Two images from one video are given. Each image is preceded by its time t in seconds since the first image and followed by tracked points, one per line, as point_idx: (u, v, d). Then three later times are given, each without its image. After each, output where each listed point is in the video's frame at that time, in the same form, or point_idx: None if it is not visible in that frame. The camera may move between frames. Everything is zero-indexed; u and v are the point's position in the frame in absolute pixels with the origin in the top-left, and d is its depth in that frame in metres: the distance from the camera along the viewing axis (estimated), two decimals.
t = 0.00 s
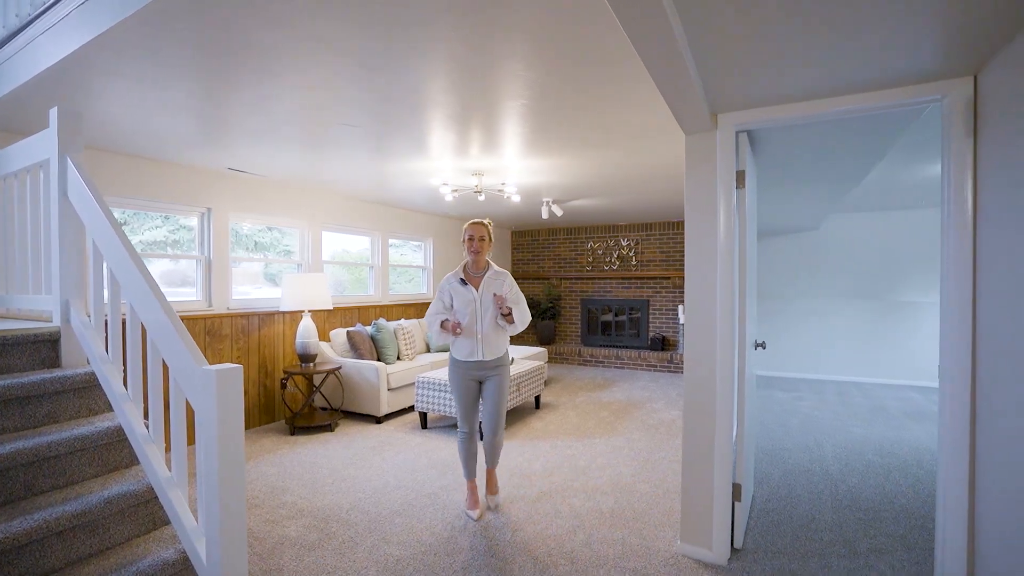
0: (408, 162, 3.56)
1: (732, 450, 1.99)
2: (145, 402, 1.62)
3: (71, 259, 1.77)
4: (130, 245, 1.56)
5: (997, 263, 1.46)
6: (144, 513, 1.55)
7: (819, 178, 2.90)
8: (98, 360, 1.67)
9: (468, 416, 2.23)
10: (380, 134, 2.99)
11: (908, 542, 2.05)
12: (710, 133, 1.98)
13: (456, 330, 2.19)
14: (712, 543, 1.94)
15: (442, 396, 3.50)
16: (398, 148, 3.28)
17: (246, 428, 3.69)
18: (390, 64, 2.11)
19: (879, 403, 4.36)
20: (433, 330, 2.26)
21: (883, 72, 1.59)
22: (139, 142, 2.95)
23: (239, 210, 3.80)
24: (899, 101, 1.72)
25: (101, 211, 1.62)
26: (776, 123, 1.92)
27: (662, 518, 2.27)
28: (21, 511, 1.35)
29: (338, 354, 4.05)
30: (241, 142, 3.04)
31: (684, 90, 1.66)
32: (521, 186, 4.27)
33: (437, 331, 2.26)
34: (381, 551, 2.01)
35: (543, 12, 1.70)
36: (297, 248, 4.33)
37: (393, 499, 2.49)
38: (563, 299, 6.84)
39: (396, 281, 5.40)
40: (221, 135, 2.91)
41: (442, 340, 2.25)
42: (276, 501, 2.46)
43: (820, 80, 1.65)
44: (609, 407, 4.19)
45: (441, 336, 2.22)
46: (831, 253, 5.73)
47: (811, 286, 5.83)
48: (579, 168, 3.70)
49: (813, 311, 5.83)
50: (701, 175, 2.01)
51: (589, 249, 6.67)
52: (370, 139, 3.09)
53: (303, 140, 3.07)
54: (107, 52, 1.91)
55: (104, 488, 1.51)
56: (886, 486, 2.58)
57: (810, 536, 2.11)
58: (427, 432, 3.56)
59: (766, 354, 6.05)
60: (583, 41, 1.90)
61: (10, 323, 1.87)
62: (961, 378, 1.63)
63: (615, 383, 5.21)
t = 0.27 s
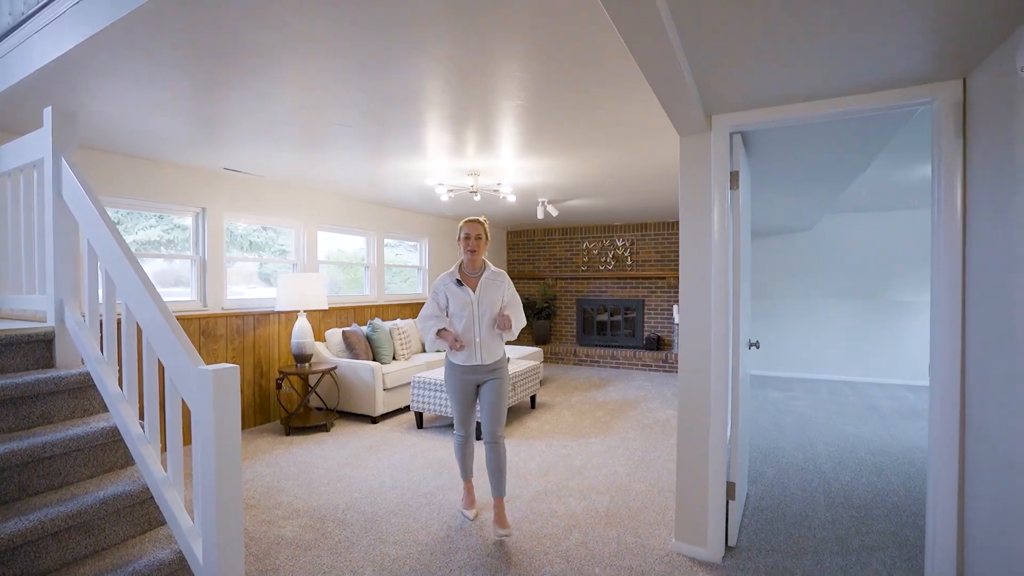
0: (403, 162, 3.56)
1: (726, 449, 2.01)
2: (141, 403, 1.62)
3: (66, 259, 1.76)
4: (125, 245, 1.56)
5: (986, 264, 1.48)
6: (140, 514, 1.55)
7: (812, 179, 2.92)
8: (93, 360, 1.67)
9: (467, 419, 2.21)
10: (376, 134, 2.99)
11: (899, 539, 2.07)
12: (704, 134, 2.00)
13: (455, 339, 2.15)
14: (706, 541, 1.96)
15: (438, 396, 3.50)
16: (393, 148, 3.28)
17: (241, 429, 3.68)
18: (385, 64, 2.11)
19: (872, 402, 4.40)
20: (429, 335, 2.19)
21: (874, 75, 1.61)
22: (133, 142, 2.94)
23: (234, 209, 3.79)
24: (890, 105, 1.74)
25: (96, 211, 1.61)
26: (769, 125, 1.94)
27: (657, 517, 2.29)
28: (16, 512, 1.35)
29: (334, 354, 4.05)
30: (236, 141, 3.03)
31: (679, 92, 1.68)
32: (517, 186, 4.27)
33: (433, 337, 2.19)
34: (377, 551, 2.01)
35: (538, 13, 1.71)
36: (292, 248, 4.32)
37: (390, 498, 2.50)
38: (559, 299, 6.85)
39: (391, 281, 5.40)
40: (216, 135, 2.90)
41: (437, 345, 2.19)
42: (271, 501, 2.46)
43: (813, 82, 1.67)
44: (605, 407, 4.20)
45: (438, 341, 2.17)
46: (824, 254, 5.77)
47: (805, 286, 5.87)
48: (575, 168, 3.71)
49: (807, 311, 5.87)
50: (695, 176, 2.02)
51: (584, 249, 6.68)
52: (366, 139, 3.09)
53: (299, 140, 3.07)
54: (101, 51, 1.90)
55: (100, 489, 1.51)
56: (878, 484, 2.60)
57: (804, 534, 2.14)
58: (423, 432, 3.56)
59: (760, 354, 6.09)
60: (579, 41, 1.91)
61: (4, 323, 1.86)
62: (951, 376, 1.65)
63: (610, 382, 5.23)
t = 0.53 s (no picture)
0: (398, 163, 3.55)
1: (720, 448, 2.02)
2: (135, 404, 1.62)
3: (58, 260, 1.75)
4: (118, 246, 1.55)
5: (975, 264, 1.50)
6: (134, 516, 1.55)
7: (805, 181, 2.95)
8: (86, 362, 1.66)
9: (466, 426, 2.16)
10: (371, 134, 2.99)
11: (890, 536, 2.10)
12: (698, 136, 2.02)
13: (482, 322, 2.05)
14: (700, 539, 1.98)
15: (433, 397, 3.50)
16: (388, 149, 3.27)
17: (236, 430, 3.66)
18: (380, 64, 2.11)
19: (864, 401, 4.44)
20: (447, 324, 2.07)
21: (865, 78, 1.63)
22: (125, 141, 2.92)
23: (228, 209, 3.77)
24: (881, 107, 1.76)
25: (89, 212, 1.61)
26: (762, 127, 1.96)
27: (651, 516, 2.31)
28: (8, 514, 1.34)
29: (329, 354, 4.04)
30: (230, 141, 3.02)
31: (672, 94, 1.69)
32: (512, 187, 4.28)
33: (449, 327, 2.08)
34: (373, 551, 2.02)
35: (534, 14, 1.72)
36: (286, 249, 4.31)
37: (385, 499, 2.50)
38: (554, 299, 6.87)
39: (386, 281, 5.39)
40: (210, 135, 2.88)
41: (449, 339, 2.08)
42: (266, 502, 2.45)
43: (805, 85, 1.69)
44: (599, 407, 4.22)
45: (454, 332, 2.07)
46: (817, 254, 5.81)
47: (798, 286, 5.92)
48: (570, 169, 3.73)
49: (800, 310, 5.91)
50: (689, 177, 2.04)
51: (579, 250, 6.70)
52: (361, 139, 3.09)
53: (294, 140, 3.06)
54: (94, 51, 1.89)
55: (94, 491, 1.50)
56: (869, 483, 2.63)
57: (796, 532, 2.16)
58: (418, 432, 3.56)
59: (754, 353, 6.13)
60: (574, 43, 1.92)
61: None
62: (940, 375, 1.68)
63: (605, 382, 5.25)
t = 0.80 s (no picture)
0: (394, 163, 3.55)
1: (714, 448, 2.04)
2: (129, 405, 1.61)
3: (50, 260, 1.74)
4: (112, 246, 1.54)
5: (965, 266, 1.52)
6: (128, 517, 1.54)
7: (798, 182, 2.97)
8: (79, 363, 1.65)
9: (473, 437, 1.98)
10: (367, 134, 2.99)
11: (881, 534, 2.13)
12: (692, 137, 2.03)
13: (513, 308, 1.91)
14: (694, 538, 1.99)
15: (428, 397, 3.50)
16: (383, 149, 3.27)
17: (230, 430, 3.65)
18: (375, 64, 2.11)
19: (856, 400, 4.48)
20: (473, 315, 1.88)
21: (857, 80, 1.65)
22: (118, 141, 2.90)
23: (222, 209, 3.75)
24: (872, 110, 1.78)
25: (82, 212, 1.60)
26: (755, 129, 1.98)
27: (646, 515, 2.32)
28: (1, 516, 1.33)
29: (323, 355, 4.02)
30: (224, 141, 3.01)
31: (667, 95, 1.70)
32: (507, 187, 4.29)
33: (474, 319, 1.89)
34: (369, 552, 2.02)
35: (529, 15, 1.73)
36: (281, 249, 4.30)
37: (381, 499, 2.50)
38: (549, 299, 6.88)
39: (381, 281, 5.38)
40: (204, 134, 2.87)
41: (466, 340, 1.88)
42: (261, 503, 2.45)
43: (796, 88, 1.71)
44: (595, 406, 4.23)
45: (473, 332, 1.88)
46: (810, 254, 5.85)
47: (791, 286, 5.96)
48: (565, 169, 3.74)
49: (793, 310, 5.95)
50: (684, 177, 2.04)
51: (574, 250, 6.71)
52: (356, 140, 3.08)
53: (288, 140, 3.05)
54: (87, 51, 1.88)
55: (87, 492, 1.50)
56: (861, 481, 2.66)
57: (789, 530, 2.18)
58: (413, 432, 3.56)
59: (748, 353, 6.16)
60: (569, 44, 1.93)
61: None
62: (930, 375, 1.70)
63: (600, 382, 5.26)
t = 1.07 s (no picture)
0: (388, 163, 3.55)
1: (708, 447, 2.05)
2: (122, 406, 1.60)
3: (41, 260, 1.73)
4: (103, 246, 1.53)
5: (954, 266, 1.54)
6: (121, 519, 1.53)
7: (791, 183, 3.00)
8: (70, 364, 1.64)
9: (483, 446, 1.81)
10: (361, 134, 2.98)
11: (872, 531, 2.15)
12: (686, 138, 2.04)
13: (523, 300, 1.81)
14: (688, 536, 2.00)
15: (423, 397, 3.50)
16: (378, 149, 3.26)
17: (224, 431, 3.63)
18: (370, 64, 2.11)
19: (848, 399, 4.53)
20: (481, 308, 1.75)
21: (848, 83, 1.67)
22: (110, 140, 2.87)
23: (215, 209, 3.73)
24: (863, 112, 1.80)
25: (73, 212, 1.58)
26: (747, 130, 1.99)
27: (641, 514, 2.33)
28: None
29: (317, 355, 4.01)
30: (217, 140, 2.99)
31: (661, 96, 1.71)
32: (502, 188, 4.29)
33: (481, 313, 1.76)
34: (364, 552, 2.02)
35: (524, 15, 1.73)
36: (274, 248, 4.28)
37: (375, 500, 2.49)
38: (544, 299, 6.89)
39: (375, 281, 5.36)
40: (196, 133, 2.85)
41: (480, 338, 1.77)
42: (255, 504, 2.44)
43: (788, 89, 1.72)
44: (589, 406, 4.25)
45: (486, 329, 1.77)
46: (803, 254, 5.90)
47: (784, 286, 6.00)
48: (560, 170, 3.75)
49: (785, 310, 6.00)
50: (678, 178, 2.06)
51: (569, 250, 6.73)
52: (350, 139, 3.08)
53: (282, 139, 3.04)
54: (78, 48, 1.87)
55: (79, 494, 1.49)
56: (852, 479, 2.69)
57: (782, 528, 2.20)
58: (408, 432, 3.55)
59: (741, 352, 6.21)
60: (564, 44, 1.93)
61: None
62: (921, 373, 1.72)
63: (595, 381, 5.28)
